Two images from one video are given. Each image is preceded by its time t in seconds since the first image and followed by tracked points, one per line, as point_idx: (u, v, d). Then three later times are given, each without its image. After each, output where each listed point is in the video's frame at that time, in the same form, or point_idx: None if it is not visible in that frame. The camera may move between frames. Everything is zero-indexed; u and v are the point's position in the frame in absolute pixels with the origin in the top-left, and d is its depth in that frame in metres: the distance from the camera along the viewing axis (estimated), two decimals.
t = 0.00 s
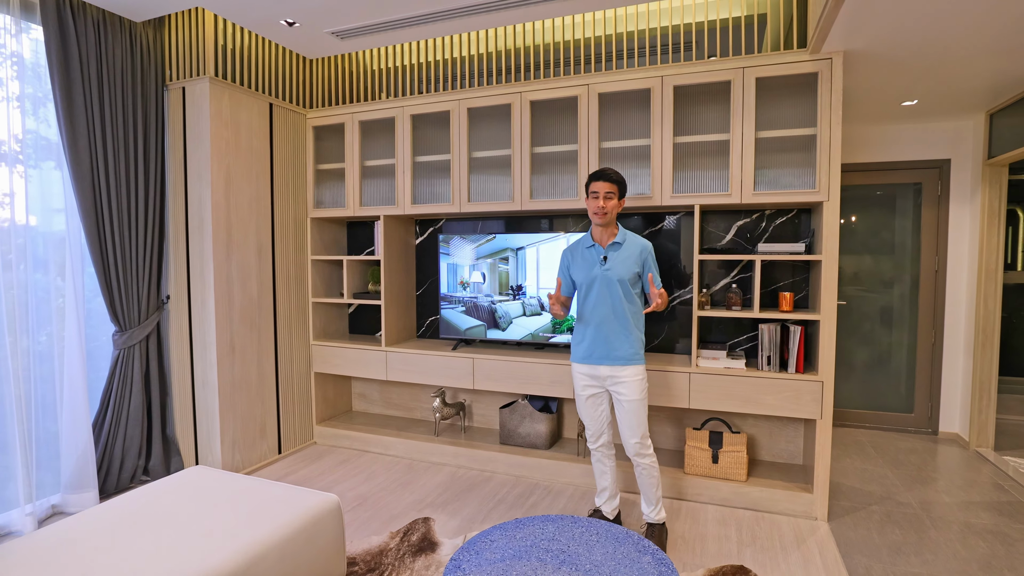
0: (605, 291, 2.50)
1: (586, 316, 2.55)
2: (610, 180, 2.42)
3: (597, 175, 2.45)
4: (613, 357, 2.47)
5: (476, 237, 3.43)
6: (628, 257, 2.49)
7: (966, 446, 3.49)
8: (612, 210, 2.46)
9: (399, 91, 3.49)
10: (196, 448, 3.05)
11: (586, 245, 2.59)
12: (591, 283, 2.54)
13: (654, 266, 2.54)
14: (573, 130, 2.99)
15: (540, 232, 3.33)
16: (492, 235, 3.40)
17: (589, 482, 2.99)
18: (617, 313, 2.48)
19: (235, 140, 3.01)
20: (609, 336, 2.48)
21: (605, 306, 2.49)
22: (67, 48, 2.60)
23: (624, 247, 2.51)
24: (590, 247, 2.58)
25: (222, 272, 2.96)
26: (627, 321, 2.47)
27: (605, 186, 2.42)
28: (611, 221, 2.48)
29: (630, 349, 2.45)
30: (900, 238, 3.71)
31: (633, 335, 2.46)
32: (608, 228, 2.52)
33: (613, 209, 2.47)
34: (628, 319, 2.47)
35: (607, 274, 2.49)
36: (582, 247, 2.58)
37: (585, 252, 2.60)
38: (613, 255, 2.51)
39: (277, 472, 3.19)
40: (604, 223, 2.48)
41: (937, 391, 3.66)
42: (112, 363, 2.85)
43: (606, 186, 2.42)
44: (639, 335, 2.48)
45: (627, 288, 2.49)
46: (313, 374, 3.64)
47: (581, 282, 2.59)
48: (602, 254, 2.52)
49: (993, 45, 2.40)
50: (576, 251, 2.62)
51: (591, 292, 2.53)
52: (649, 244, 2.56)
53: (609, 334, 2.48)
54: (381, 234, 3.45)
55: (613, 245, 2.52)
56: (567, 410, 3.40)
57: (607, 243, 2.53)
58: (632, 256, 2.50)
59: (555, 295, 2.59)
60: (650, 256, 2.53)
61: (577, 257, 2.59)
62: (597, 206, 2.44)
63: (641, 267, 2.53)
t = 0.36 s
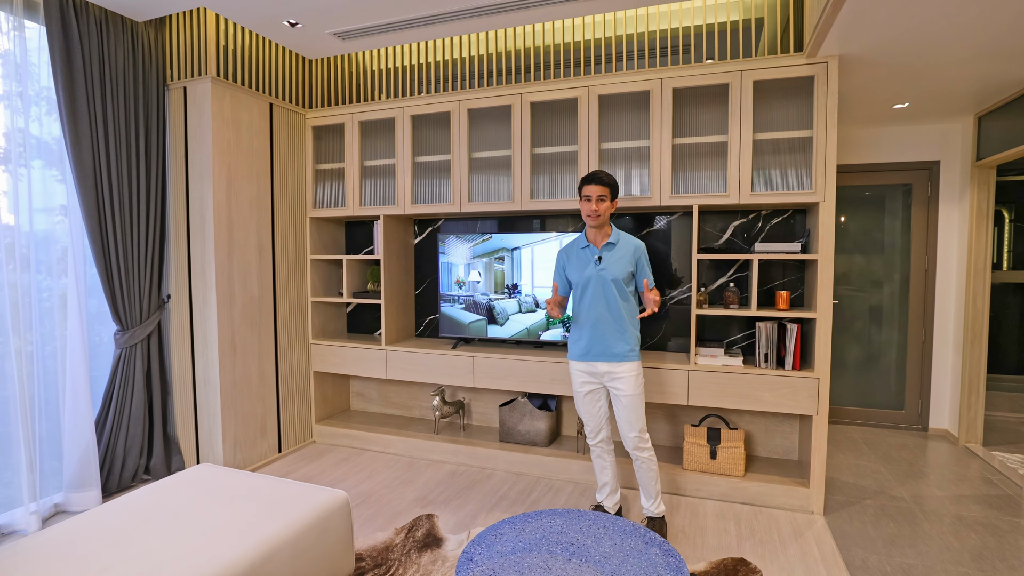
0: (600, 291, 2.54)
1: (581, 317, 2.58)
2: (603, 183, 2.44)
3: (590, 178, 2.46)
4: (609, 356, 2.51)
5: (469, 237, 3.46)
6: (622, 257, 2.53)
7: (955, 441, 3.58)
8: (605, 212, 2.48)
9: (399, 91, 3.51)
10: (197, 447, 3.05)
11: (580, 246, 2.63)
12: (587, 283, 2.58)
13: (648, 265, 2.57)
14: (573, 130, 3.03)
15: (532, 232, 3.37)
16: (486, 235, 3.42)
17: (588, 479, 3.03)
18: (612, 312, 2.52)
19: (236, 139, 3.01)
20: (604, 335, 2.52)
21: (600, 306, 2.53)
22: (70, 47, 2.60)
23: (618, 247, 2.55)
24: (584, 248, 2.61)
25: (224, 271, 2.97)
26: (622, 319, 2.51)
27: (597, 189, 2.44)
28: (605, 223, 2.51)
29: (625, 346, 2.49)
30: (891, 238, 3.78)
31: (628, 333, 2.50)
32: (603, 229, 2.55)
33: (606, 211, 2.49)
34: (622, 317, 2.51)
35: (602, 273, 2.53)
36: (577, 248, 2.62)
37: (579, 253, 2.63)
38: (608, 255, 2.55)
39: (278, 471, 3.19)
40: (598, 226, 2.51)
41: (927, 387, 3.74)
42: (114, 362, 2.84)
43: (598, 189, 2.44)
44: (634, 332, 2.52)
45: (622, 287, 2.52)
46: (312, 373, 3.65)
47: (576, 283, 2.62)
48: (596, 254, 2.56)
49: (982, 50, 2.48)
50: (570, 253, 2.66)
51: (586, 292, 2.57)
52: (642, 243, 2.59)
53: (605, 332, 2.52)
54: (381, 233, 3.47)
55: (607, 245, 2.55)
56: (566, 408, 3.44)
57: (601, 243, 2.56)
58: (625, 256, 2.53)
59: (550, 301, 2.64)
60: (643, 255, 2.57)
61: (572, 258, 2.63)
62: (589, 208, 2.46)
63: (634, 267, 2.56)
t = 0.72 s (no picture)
0: (594, 290, 2.59)
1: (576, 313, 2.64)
2: (597, 182, 2.54)
3: (585, 178, 2.56)
4: (602, 353, 2.55)
5: (465, 237, 3.51)
6: (615, 256, 2.59)
7: (947, 438, 3.65)
8: (600, 210, 2.56)
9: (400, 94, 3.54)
10: (202, 445, 3.08)
11: (575, 246, 2.71)
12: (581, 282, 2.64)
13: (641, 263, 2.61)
14: (573, 132, 3.08)
15: (526, 233, 3.41)
16: (483, 236, 3.48)
17: (588, 476, 3.07)
18: (605, 310, 2.58)
19: (240, 141, 3.04)
20: (598, 332, 2.57)
21: (594, 304, 2.59)
22: (79, 49, 2.63)
23: (612, 247, 2.61)
24: (579, 249, 2.68)
25: (228, 272, 2.99)
26: (615, 317, 2.55)
27: (591, 188, 2.54)
28: (600, 222, 2.59)
29: (618, 344, 2.54)
30: (884, 239, 3.85)
31: (621, 331, 2.55)
32: (597, 229, 2.63)
33: (601, 210, 2.57)
34: (616, 315, 2.56)
35: (596, 273, 2.59)
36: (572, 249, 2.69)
37: (575, 253, 2.71)
38: (602, 254, 2.61)
39: (282, 469, 3.22)
40: (593, 224, 2.59)
41: (919, 385, 3.81)
42: (120, 362, 2.87)
43: (592, 188, 2.53)
44: (627, 330, 2.57)
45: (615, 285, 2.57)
46: (313, 372, 3.68)
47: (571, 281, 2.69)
48: (590, 255, 2.62)
49: (973, 56, 2.54)
50: (567, 253, 2.74)
51: (581, 291, 2.63)
52: (635, 242, 2.64)
53: (598, 330, 2.57)
54: (382, 234, 3.51)
55: (601, 245, 2.62)
56: (565, 406, 3.48)
57: (595, 243, 2.64)
58: (618, 255, 2.59)
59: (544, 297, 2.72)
60: (637, 254, 2.61)
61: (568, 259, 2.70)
62: (584, 207, 2.55)
63: (628, 265, 2.61)
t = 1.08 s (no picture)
0: (585, 290, 2.63)
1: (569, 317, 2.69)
2: (592, 186, 2.57)
3: (582, 181, 2.59)
4: (593, 352, 2.59)
5: (460, 238, 3.54)
6: (608, 258, 2.62)
7: (938, 435, 3.72)
8: (594, 213, 2.58)
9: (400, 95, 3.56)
10: (203, 445, 3.08)
11: (571, 248, 2.75)
12: (574, 283, 2.68)
13: (634, 266, 2.64)
14: (573, 134, 3.11)
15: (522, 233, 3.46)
16: (479, 236, 3.50)
17: (588, 474, 3.11)
18: (596, 310, 2.60)
19: (241, 142, 3.05)
20: (589, 331, 2.61)
21: (585, 304, 2.62)
22: (79, 49, 2.62)
23: (606, 249, 2.64)
24: (575, 249, 2.72)
25: (230, 273, 3.00)
26: (605, 317, 2.58)
27: (586, 190, 2.57)
28: (594, 224, 2.61)
29: (608, 344, 2.57)
30: (877, 239, 3.92)
31: (612, 331, 2.58)
32: (592, 231, 2.65)
33: (595, 212, 2.59)
34: (605, 315, 2.59)
35: (588, 273, 2.63)
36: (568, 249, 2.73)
37: (570, 255, 2.75)
38: (595, 256, 2.64)
39: (283, 469, 3.23)
40: (587, 226, 2.61)
41: (911, 383, 3.89)
42: (120, 363, 2.86)
43: (587, 190, 2.56)
44: (618, 331, 2.59)
45: (607, 287, 2.60)
46: (313, 373, 3.69)
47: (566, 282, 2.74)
48: (584, 256, 2.66)
49: (965, 61, 2.61)
50: (562, 255, 2.78)
51: (573, 291, 2.67)
52: (629, 245, 2.67)
53: (589, 329, 2.60)
54: (382, 235, 3.53)
55: (595, 246, 2.65)
56: (564, 405, 3.51)
57: (588, 245, 2.67)
58: (611, 257, 2.62)
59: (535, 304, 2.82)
60: (631, 256, 2.64)
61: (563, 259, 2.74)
62: (578, 208, 2.56)
63: (622, 268, 2.64)
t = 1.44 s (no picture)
0: (575, 290, 2.66)
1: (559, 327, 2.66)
2: (588, 188, 2.55)
3: (576, 184, 2.57)
4: (581, 352, 2.62)
5: (454, 239, 3.57)
6: (601, 259, 2.61)
7: (929, 432, 3.79)
8: (589, 216, 2.58)
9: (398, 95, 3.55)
10: (200, 446, 3.07)
11: (566, 248, 2.75)
12: (567, 282, 2.71)
13: (627, 267, 2.62)
14: (572, 135, 3.14)
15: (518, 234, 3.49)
16: (474, 236, 3.52)
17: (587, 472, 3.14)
18: (584, 311, 2.62)
19: (239, 142, 3.04)
20: (578, 331, 2.64)
21: (575, 304, 2.65)
22: (74, 50, 2.61)
23: (599, 249, 2.63)
24: (570, 249, 2.73)
25: (227, 273, 3.00)
26: (593, 318, 2.59)
27: (582, 193, 2.55)
28: (589, 226, 2.61)
29: (594, 345, 2.59)
30: (869, 239, 3.99)
31: (599, 332, 2.59)
32: (587, 232, 2.65)
33: (590, 215, 2.59)
34: (593, 316, 2.60)
35: (579, 274, 2.64)
36: (564, 248, 2.75)
37: (565, 254, 2.75)
38: (588, 257, 2.64)
39: (282, 469, 3.23)
40: (583, 228, 2.61)
41: (902, 381, 3.96)
42: (116, 364, 2.85)
43: (581, 195, 2.55)
44: (606, 332, 2.59)
45: (599, 288, 2.60)
46: (311, 373, 3.68)
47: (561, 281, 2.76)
48: (577, 256, 2.67)
49: (955, 65, 2.67)
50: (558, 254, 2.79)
51: (565, 291, 2.71)
52: (623, 246, 2.63)
53: (577, 330, 2.63)
54: (381, 235, 3.54)
55: (588, 247, 2.65)
56: (563, 404, 3.54)
57: (582, 245, 2.67)
58: (602, 258, 2.61)
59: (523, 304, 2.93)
60: (625, 258, 2.62)
61: (559, 258, 2.77)
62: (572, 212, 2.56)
63: (615, 269, 2.63)
